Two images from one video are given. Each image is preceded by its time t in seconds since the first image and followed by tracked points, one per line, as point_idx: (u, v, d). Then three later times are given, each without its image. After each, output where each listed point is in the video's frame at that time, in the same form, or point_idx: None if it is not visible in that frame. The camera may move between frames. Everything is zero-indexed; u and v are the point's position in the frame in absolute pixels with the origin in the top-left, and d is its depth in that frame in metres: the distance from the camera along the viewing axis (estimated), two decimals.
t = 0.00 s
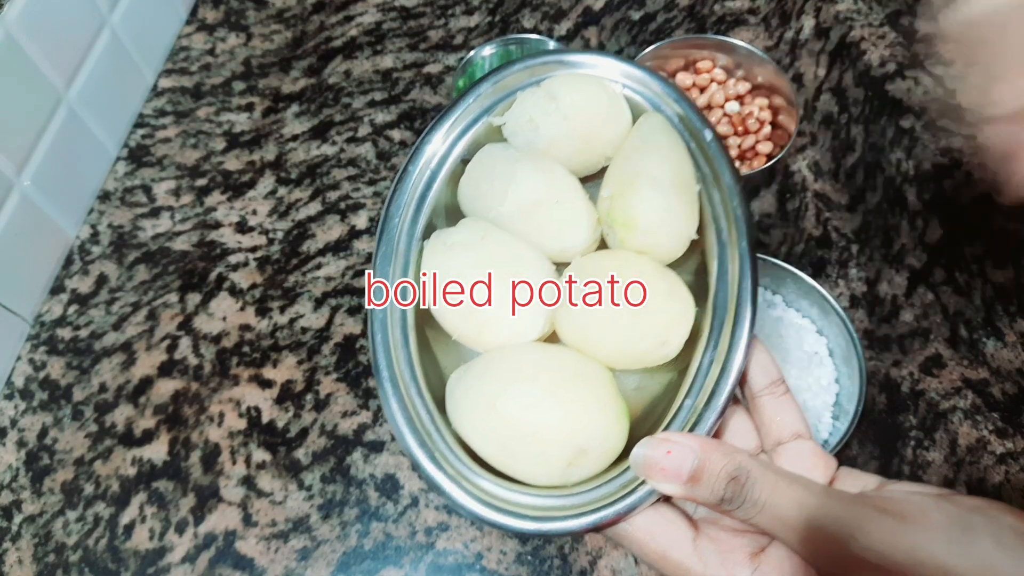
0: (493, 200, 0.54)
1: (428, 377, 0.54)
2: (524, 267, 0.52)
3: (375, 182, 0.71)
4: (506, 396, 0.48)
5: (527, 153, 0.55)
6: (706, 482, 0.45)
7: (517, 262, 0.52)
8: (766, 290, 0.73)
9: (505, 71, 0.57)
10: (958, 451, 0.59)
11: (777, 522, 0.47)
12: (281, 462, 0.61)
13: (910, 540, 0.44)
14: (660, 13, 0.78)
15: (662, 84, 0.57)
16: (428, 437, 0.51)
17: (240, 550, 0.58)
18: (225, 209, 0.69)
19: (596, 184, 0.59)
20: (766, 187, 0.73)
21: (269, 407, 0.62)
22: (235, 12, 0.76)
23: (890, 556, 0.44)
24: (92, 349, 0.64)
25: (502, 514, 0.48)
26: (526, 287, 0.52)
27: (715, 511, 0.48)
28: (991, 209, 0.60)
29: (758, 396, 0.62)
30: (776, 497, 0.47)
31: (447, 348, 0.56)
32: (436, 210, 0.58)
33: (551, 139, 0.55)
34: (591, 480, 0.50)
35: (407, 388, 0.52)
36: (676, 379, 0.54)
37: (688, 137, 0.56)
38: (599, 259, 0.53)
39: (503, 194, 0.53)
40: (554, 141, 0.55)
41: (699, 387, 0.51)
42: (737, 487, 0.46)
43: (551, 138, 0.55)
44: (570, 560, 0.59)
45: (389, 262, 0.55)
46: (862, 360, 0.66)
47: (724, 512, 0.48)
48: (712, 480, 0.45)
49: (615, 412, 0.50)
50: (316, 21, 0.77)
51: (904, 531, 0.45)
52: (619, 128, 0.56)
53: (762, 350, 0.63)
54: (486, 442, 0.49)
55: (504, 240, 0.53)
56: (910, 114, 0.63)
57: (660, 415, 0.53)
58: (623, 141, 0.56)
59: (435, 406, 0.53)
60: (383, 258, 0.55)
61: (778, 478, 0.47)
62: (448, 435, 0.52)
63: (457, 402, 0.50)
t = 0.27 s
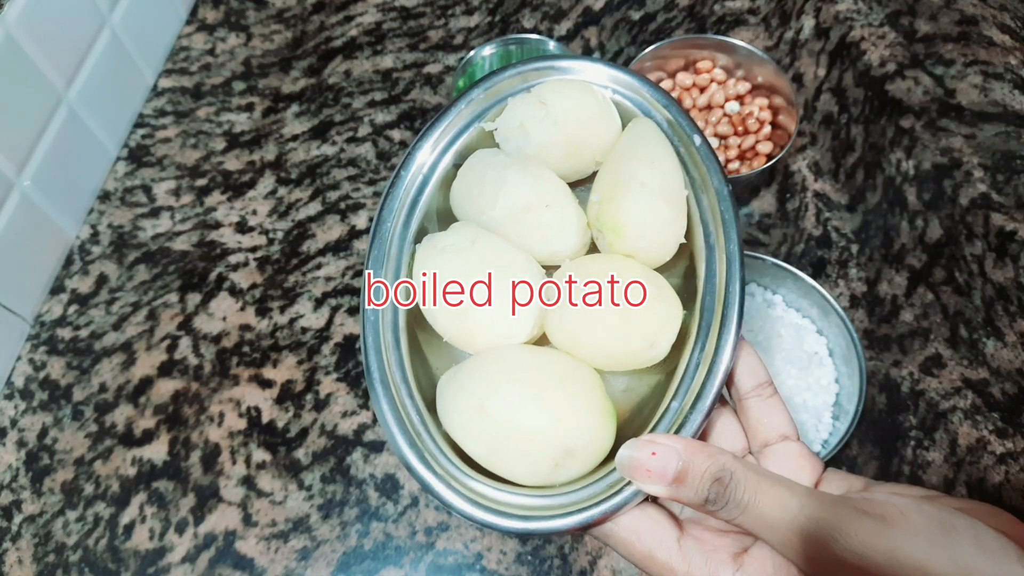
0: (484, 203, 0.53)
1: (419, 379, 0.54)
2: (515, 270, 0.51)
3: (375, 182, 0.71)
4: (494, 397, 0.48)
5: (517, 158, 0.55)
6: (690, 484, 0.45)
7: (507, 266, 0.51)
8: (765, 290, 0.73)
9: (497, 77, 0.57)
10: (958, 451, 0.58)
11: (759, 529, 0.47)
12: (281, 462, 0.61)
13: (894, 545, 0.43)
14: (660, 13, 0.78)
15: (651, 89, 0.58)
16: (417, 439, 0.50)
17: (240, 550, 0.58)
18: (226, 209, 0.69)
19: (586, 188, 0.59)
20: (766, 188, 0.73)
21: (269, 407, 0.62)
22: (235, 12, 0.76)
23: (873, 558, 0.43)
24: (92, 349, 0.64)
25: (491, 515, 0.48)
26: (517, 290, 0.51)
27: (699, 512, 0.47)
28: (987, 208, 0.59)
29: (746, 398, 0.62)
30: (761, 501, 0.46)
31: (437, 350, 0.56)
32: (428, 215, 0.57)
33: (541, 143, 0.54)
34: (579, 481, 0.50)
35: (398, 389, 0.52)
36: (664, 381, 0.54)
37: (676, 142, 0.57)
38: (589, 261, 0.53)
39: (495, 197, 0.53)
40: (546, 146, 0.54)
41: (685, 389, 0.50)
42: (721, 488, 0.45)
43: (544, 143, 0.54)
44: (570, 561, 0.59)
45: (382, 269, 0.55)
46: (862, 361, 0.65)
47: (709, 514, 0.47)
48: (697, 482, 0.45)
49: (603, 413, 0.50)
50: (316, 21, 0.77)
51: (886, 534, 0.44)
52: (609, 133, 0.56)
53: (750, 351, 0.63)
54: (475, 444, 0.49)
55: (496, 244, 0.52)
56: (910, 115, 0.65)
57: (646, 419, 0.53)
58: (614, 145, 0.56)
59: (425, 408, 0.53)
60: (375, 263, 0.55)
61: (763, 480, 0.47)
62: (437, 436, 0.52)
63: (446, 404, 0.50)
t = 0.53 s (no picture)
0: (493, 163, 0.53)
1: (426, 337, 0.54)
2: (521, 234, 0.52)
3: (375, 182, 0.71)
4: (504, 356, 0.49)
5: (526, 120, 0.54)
6: (692, 449, 0.45)
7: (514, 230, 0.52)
8: (766, 290, 0.72)
9: (511, 35, 0.56)
10: (958, 451, 0.58)
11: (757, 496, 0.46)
12: (281, 462, 0.61)
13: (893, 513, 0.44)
14: (660, 13, 0.78)
15: (669, 52, 0.56)
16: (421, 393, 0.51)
17: (240, 550, 0.58)
18: (225, 209, 0.69)
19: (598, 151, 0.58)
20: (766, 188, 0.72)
21: (269, 407, 0.62)
22: (235, 12, 0.76)
23: (875, 525, 0.43)
24: (91, 349, 0.64)
25: (488, 473, 0.48)
26: (523, 253, 0.51)
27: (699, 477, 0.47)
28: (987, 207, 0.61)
29: (750, 367, 0.62)
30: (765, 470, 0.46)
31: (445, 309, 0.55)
32: (437, 173, 0.57)
33: (552, 104, 0.54)
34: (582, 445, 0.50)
35: (404, 347, 0.52)
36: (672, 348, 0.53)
37: (693, 109, 0.55)
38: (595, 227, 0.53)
39: (504, 160, 0.53)
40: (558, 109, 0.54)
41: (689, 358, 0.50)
42: (722, 455, 0.45)
43: (556, 104, 0.54)
44: (570, 560, 0.59)
45: (389, 227, 0.55)
46: (862, 361, 0.64)
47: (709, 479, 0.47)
48: (698, 447, 0.45)
49: (608, 381, 0.50)
50: (317, 21, 0.77)
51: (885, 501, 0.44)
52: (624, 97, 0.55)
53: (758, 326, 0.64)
54: (478, 403, 0.49)
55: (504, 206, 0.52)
56: (909, 115, 0.66)
57: (650, 386, 0.52)
58: (628, 108, 0.55)
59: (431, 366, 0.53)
60: (382, 221, 0.55)
61: (764, 447, 0.47)
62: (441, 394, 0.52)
63: (454, 361, 0.50)
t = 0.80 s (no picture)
0: (501, 142, 0.51)
1: (432, 325, 0.51)
2: (530, 222, 0.49)
3: (375, 182, 0.71)
4: (510, 347, 0.47)
5: (536, 98, 0.52)
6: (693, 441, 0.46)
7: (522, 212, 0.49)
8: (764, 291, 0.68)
9: (530, 7, 0.52)
10: (958, 450, 0.59)
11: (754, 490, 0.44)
12: (281, 462, 0.61)
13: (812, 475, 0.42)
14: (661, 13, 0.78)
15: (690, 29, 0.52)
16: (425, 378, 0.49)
17: (240, 550, 0.58)
18: (225, 209, 0.69)
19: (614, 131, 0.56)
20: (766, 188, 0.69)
21: (269, 407, 0.62)
22: (235, 12, 0.76)
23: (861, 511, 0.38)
24: (91, 349, 0.64)
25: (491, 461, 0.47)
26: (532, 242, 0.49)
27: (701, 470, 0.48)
28: (987, 207, 0.65)
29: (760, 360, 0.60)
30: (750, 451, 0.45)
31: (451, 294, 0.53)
32: (448, 151, 0.54)
33: (566, 83, 0.52)
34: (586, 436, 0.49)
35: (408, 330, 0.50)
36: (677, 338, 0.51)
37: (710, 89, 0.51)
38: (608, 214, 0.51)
39: (515, 142, 0.51)
40: (572, 86, 0.52)
41: (695, 349, 0.47)
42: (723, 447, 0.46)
43: (569, 84, 0.52)
44: (570, 560, 0.59)
45: (397, 210, 0.51)
46: (863, 361, 0.62)
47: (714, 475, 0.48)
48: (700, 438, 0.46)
49: (612, 373, 0.48)
50: (317, 21, 0.77)
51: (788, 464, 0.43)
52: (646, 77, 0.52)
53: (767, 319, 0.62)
54: (481, 388, 0.48)
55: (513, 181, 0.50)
56: (909, 115, 0.69)
57: (657, 375, 0.50)
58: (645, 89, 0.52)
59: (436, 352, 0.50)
60: (389, 204, 0.51)
61: (764, 442, 0.46)
62: (445, 380, 0.49)
63: (460, 348, 0.48)
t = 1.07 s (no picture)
0: (411, 227, 0.52)
1: (363, 387, 0.51)
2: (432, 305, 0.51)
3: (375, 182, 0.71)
4: (413, 386, 0.48)
5: (444, 199, 0.53)
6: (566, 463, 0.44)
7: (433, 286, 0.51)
8: (766, 290, 0.68)
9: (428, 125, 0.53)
10: (958, 451, 0.58)
11: (690, 527, 0.40)
12: (281, 462, 0.61)
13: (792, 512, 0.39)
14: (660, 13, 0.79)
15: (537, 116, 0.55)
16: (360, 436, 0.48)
17: (240, 550, 0.58)
18: (225, 209, 0.69)
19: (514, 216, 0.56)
20: (766, 188, 0.70)
21: (269, 407, 0.62)
22: (235, 12, 0.77)
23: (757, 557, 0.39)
24: (91, 349, 0.64)
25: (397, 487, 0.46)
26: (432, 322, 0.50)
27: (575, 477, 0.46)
28: (987, 207, 0.66)
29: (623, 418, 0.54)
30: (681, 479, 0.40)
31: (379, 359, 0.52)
32: (374, 250, 0.54)
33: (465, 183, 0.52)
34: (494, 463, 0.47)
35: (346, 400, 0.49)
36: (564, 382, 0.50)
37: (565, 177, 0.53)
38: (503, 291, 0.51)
39: (423, 232, 0.52)
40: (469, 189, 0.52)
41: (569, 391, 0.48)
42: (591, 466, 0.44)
43: (466, 187, 0.52)
44: (570, 561, 0.58)
45: (330, 299, 0.51)
46: (864, 360, 0.60)
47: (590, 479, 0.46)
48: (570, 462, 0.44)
49: (506, 410, 0.48)
50: (317, 21, 0.78)
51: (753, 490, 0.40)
52: (511, 169, 0.52)
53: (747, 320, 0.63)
54: (398, 425, 0.47)
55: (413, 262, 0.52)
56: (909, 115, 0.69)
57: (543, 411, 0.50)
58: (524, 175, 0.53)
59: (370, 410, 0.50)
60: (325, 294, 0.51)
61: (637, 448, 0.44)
62: (373, 428, 0.49)
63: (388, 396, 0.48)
